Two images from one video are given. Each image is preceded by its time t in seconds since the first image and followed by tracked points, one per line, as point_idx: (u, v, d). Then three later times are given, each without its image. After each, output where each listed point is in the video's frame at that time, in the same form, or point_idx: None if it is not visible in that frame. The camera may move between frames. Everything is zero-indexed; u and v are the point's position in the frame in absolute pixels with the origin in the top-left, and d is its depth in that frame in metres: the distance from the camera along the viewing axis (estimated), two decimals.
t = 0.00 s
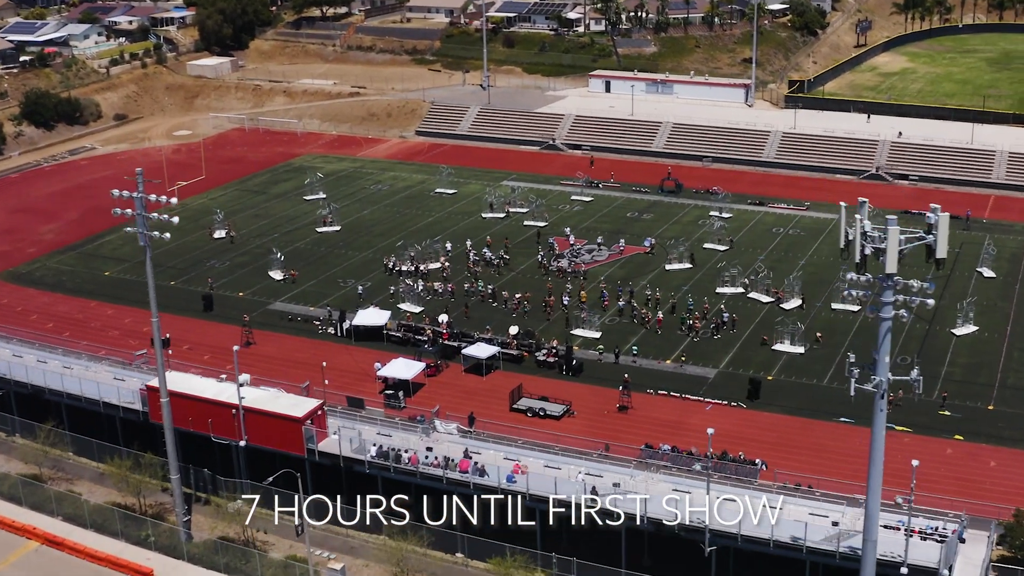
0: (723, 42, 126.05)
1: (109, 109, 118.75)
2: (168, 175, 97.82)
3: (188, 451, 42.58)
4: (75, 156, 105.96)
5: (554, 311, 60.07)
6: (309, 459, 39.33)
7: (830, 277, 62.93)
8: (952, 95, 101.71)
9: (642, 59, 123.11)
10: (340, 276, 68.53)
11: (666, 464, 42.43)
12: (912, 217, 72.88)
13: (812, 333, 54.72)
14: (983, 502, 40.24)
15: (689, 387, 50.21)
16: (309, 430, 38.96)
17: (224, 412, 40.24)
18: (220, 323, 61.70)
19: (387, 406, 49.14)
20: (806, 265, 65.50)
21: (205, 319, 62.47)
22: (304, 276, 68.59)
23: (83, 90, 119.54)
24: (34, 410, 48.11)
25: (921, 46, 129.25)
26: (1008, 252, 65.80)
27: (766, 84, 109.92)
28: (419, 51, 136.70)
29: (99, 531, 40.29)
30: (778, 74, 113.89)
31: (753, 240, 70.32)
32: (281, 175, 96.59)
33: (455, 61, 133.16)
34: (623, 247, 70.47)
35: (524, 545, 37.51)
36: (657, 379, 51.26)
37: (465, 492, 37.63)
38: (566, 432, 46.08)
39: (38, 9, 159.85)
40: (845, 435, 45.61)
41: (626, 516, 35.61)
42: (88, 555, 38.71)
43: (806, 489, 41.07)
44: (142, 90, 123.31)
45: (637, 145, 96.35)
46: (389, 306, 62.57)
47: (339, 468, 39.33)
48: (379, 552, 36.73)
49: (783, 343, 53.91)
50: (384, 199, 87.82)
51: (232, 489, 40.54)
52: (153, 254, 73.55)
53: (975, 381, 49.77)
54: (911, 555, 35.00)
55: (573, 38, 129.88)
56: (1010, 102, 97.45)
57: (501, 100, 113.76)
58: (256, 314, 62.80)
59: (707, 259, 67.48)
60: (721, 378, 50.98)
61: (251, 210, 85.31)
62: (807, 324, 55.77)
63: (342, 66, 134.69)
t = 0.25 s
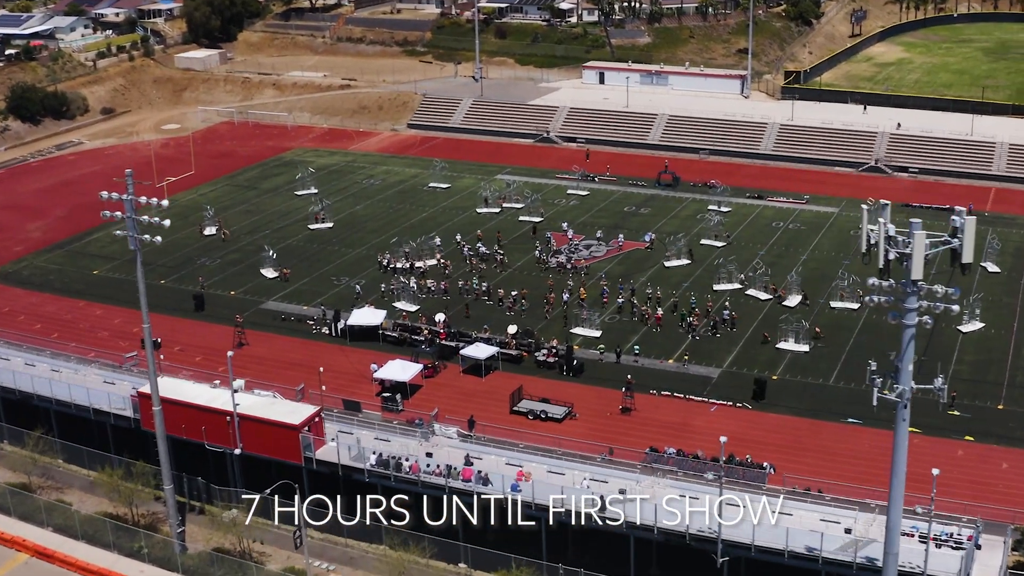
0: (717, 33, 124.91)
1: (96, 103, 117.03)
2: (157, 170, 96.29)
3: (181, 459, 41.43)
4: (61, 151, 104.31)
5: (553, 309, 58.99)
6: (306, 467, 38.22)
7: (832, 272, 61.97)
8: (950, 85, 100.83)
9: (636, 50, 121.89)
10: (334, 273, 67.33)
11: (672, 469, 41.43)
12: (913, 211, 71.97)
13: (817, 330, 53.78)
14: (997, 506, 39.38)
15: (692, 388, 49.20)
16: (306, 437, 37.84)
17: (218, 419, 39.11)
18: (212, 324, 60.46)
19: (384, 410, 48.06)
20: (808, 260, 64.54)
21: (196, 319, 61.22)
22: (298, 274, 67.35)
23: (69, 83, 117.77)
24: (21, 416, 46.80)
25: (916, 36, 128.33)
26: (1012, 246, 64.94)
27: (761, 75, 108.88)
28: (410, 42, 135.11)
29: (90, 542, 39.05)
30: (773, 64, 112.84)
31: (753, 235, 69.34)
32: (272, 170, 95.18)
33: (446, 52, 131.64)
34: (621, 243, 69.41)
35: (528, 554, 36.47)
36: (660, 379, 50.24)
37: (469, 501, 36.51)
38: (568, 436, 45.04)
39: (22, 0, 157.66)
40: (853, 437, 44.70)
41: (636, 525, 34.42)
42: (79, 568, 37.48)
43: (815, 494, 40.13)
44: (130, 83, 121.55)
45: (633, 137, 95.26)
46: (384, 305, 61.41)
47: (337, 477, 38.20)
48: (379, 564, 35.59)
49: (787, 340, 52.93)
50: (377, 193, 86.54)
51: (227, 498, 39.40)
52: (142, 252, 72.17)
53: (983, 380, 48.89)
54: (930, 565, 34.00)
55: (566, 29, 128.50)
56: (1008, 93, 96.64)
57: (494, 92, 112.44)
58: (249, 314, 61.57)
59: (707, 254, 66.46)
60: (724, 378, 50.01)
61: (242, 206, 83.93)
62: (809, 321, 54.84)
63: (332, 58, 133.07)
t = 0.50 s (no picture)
0: (714, 21, 123.54)
1: (84, 96, 115.21)
2: (147, 165, 94.68)
3: (176, 469, 40.17)
4: (50, 145, 102.58)
5: (554, 307, 57.82)
6: (306, 478, 36.99)
7: (838, 268, 60.84)
8: (950, 75, 99.69)
9: (632, 40, 120.50)
10: (330, 271, 66.00)
11: (683, 475, 40.24)
12: (918, 203, 70.88)
13: (825, 329, 52.66)
14: (1017, 512, 38.35)
15: (699, 390, 48.02)
16: (306, 448, 36.60)
17: (215, 428, 37.84)
18: (206, 324, 59.12)
19: (384, 414, 46.86)
20: (813, 254, 63.43)
21: (190, 320, 59.87)
22: (293, 272, 66.00)
23: (57, 76, 115.92)
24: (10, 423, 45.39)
25: (914, 25, 127.18)
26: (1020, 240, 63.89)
27: (759, 65, 107.61)
28: (403, 32, 133.40)
29: (83, 557, 37.71)
30: (771, 54, 111.61)
31: (756, 229, 68.21)
32: (264, 164, 93.65)
33: (439, 42, 130.02)
34: (622, 238, 68.23)
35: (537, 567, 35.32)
36: (666, 380, 49.07)
37: (475, 513, 35.27)
38: (574, 441, 43.87)
39: None
40: (866, 440, 43.61)
41: (651, 539, 33.29)
42: None
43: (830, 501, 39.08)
44: (118, 76, 119.76)
45: (631, 129, 94.06)
46: (382, 304, 60.12)
47: (338, 488, 36.97)
48: None
49: (795, 339, 51.83)
50: (371, 188, 85.15)
51: (225, 510, 38.15)
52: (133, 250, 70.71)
53: (997, 379, 47.84)
54: None
55: (560, 18, 127.03)
56: (1009, 82, 95.55)
57: (489, 83, 111.00)
58: (243, 314, 60.24)
59: (709, 250, 65.30)
60: (732, 378, 48.84)
61: (234, 201, 82.47)
62: (815, 320, 53.72)
63: (324, 49, 131.34)
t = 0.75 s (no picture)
0: (711, 12, 122.35)
1: (74, 90, 113.58)
2: (138, 160, 93.25)
3: (172, 479, 39.04)
4: (39, 141, 101.03)
5: (556, 307, 56.80)
6: (307, 489, 35.89)
7: (843, 264, 59.86)
8: (951, 65, 98.69)
9: (628, 31, 119.28)
10: (326, 270, 64.82)
11: (693, 482, 39.30)
12: (922, 197, 69.93)
13: (832, 327, 51.69)
14: None
15: (706, 391, 46.99)
16: (306, 458, 35.48)
17: (212, 438, 36.69)
18: (200, 326, 57.94)
19: (384, 419, 45.81)
20: (817, 250, 62.46)
21: (184, 321, 58.67)
22: (288, 271, 64.77)
23: (46, 70, 114.25)
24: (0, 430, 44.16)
25: (912, 15, 126.11)
26: None
27: (758, 56, 106.50)
28: (396, 23, 131.88)
29: (76, 571, 36.55)
30: (769, 45, 110.47)
31: (759, 224, 67.24)
32: (257, 159, 92.30)
33: (433, 34, 128.57)
34: (624, 234, 67.24)
35: None
36: (672, 381, 48.06)
37: (481, 525, 34.30)
38: (580, 446, 42.86)
39: None
40: (878, 443, 42.66)
41: (665, 553, 32.34)
42: None
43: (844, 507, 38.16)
44: (108, 69, 118.10)
45: (629, 122, 93.05)
46: (380, 303, 58.99)
47: (340, 498, 35.94)
48: None
49: (803, 338, 50.86)
50: (367, 183, 83.93)
51: (222, 521, 37.03)
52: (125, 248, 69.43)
53: (1009, 379, 46.87)
54: None
55: (555, 10, 125.70)
56: (1010, 73, 94.56)
57: (484, 75, 109.72)
58: (237, 314, 59.05)
59: (711, 246, 64.29)
60: (739, 380, 47.81)
61: (228, 197, 81.17)
62: (820, 318, 52.71)
63: (317, 41, 129.79)
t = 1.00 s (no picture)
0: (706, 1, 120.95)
1: (61, 83, 111.71)
2: (126, 155, 91.59)
3: (166, 492, 37.81)
4: (25, 136, 99.24)
5: (556, 306, 55.60)
6: (307, 502, 34.70)
7: (848, 261, 58.70)
8: (951, 55, 97.50)
9: (623, 21, 117.81)
10: (321, 269, 63.44)
11: (704, 490, 38.25)
12: (925, 190, 68.83)
13: (840, 326, 50.54)
14: None
15: (714, 394, 45.84)
16: (306, 471, 34.29)
17: (208, 451, 35.46)
18: (192, 328, 56.59)
19: (383, 425, 44.61)
20: (822, 245, 61.31)
21: (176, 322, 57.32)
22: (281, 270, 63.35)
23: (32, 63, 112.33)
24: None
25: (909, 3, 124.86)
26: None
27: (755, 46, 105.22)
28: (387, 14, 130.11)
29: None
30: (767, 34, 109.16)
31: (761, 220, 66.08)
32: (248, 153, 90.73)
33: (426, 24, 126.84)
34: (625, 230, 66.09)
35: None
36: (678, 384, 46.90)
37: (489, 540, 33.20)
38: (586, 453, 41.71)
39: None
40: (891, 448, 41.59)
41: (680, 569, 31.29)
42: None
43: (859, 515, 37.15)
44: (96, 62, 116.21)
45: (626, 114, 92.16)
46: (376, 303, 57.70)
47: (340, 512, 34.81)
48: None
49: (811, 338, 49.69)
50: (360, 178, 82.50)
51: (219, 536, 35.82)
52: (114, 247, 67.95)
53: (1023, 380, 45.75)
54: None
55: None
56: (1011, 62, 93.38)
57: (478, 66, 108.18)
58: (230, 316, 57.70)
59: (714, 242, 63.14)
60: (747, 382, 46.62)
61: (219, 194, 79.66)
62: (827, 318, 51.51)
63: (308, 32, 127.98)
